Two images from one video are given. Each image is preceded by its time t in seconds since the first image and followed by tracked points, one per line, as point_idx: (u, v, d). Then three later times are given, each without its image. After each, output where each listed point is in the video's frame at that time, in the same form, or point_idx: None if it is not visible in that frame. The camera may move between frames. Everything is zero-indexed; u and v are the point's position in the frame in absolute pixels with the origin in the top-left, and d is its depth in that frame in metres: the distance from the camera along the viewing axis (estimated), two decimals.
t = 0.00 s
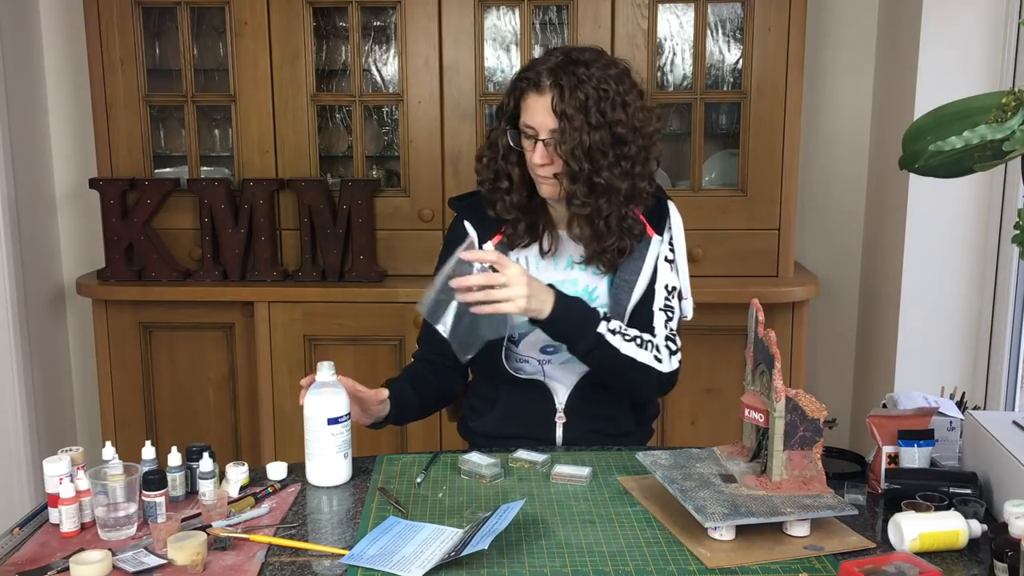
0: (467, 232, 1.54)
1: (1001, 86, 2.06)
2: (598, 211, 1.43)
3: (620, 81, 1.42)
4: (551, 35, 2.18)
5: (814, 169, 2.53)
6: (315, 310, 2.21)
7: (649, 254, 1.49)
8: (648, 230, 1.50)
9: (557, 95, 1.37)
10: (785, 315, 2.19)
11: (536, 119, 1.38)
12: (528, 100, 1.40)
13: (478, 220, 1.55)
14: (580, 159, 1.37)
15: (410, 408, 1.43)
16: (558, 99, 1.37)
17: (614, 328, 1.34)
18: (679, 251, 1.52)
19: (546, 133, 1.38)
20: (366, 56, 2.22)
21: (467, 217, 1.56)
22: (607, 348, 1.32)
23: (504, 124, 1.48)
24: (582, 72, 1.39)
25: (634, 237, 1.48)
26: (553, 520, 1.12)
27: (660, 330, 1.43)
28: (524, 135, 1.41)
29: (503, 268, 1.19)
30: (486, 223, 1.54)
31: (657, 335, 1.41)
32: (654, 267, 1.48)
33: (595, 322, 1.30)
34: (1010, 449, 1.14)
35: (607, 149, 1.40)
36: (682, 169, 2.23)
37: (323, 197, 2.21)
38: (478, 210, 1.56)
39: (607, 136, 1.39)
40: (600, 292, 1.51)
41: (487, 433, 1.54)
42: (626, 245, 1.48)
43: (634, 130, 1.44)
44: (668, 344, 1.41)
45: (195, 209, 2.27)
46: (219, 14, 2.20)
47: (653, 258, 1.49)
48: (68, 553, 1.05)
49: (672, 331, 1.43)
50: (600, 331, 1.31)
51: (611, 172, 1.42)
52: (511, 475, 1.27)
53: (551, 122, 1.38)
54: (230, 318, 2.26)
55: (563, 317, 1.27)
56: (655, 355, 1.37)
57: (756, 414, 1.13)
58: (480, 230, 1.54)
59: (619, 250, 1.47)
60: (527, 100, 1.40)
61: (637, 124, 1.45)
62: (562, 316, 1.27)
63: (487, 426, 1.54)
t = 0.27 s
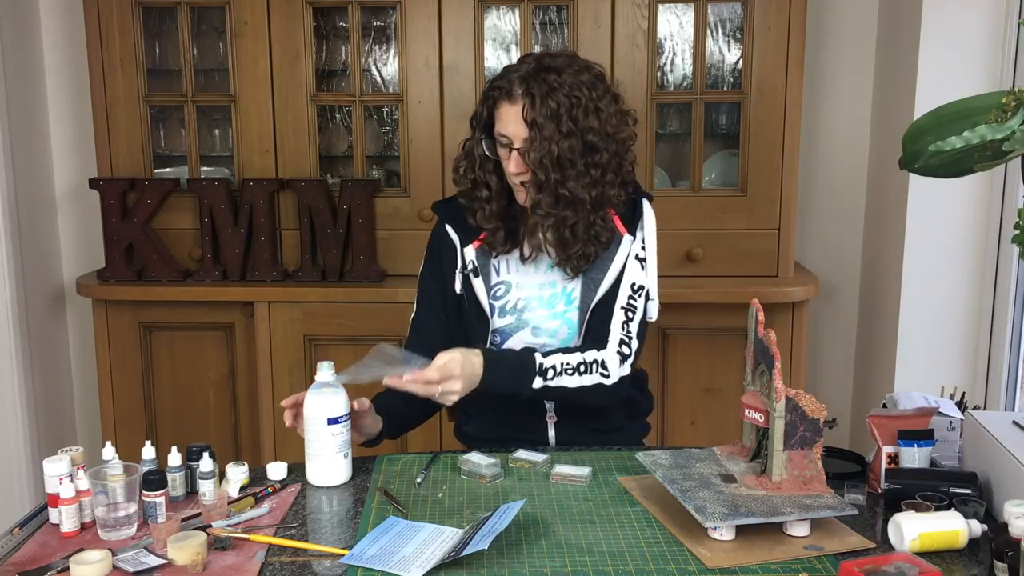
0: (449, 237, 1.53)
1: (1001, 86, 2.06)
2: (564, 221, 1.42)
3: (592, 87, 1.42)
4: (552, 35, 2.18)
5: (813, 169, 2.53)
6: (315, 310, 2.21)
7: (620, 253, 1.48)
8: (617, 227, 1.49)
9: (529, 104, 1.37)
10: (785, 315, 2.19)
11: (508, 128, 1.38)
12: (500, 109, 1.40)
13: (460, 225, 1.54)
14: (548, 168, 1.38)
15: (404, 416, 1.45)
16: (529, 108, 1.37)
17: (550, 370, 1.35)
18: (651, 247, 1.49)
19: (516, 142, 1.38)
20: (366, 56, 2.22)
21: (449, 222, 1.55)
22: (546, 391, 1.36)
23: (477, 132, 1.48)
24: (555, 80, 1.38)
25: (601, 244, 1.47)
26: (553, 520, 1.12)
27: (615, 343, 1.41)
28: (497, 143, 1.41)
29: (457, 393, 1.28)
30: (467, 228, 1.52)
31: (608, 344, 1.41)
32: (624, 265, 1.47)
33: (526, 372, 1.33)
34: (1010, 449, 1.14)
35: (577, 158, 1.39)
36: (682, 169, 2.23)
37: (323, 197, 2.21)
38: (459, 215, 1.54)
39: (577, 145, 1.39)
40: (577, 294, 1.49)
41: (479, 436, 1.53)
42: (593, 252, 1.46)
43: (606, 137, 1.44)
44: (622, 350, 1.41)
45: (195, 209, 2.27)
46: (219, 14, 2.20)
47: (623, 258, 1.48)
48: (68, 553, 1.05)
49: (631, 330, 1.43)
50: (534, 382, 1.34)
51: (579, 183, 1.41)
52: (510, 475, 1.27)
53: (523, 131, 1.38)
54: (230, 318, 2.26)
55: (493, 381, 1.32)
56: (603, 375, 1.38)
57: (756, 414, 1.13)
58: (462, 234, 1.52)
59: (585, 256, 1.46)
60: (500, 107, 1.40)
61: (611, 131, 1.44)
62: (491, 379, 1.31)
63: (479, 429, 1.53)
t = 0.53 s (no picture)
0: (438, 242, 1.55)
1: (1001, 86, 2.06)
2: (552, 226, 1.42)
3: (578, 91, 1.41)
4: (552, 35, 2.18)
5: (813, 169, 2.53)
6: (315, 310, 2.21)
7: (607, 254, 1.46)
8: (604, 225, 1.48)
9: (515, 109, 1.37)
10: (785, 315, 2.19)
11: (495, 133, 1.38)
12: (487, 114, 1.40)
13: (450, 230, 1.55)
14: (535, 173, 1.38)
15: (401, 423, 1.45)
16: (516, 112, 1.36)
17: (545, 386, 1.34)
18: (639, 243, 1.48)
19: (503, 147, 1.39)
20: (366, 56, 2.22)
21: (438, 227, 1.56)
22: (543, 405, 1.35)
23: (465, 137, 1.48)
24: (541, 85, 1.38)
25: (589, 249, 1.46)
26: (553, 520, 1.12)
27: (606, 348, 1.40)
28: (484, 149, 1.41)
29: (457, 424, 1.26)
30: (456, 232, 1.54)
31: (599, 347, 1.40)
32: (612, 265, 1.45)
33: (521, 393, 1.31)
34: (1010, 449, 1.14)
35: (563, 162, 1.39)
36: (683, 169, 2.23)
37: (323, 197, 2.21)
38: (447, 220, 1.55)
39: (564, 149, 1.39)
40: (567, 296, 1.48)
41: (478, 438, 1.53)
42: (581, 257, 1.45)
43: (594, 140, 1.44)
44: (612, 352, 1.40)
45: (195, 209, 2.27)
46: (219, 14, 2.20)
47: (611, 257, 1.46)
48: (68, 553, 1.05)
49: (620, 330, 1.41)
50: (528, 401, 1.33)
51: (566, 188, 1.41)
52: (511, 475, 1.27)
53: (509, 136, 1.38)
54: (230, 318, 2.26)
55: (489, 406, 1.29)
56: (596, 381, 1.38)
57: (756, 414, 1.13)
58: (451, 239, 1.53)
59: (573, 261, 1.45)
60: (487, 112, 1.40)
61: (598, 134, 1.44)
62: (486, 406, 1.29)
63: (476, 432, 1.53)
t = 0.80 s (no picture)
0: (433, 244, 1.54)
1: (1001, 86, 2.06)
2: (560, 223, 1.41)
3: (590, 89, 1.42)
4: (552, 35, 2.18)
5: (813, 169, 2.53)
6: (315, 310, 2.21)
7: (604, 253, 1.47)
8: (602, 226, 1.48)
9: (534, 102, 1.36)
10: (785, 315, 2.19)
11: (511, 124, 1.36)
12: (502, 106, 1.38)
13: (444, 230, 1.54)
14: (551, 168, 1.36)
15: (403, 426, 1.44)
16: (535, 106, 1.35)
17: (555, 371, 1.34)
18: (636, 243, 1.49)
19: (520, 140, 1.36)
20: (366, 56, 2.22)
21: (432, 229, 1.55)
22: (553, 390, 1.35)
23: (473, 130, 1.45)
24: (559, 80, 1.38)
25: (591, 248, 1.46)
26: (553, 520, 1.12)
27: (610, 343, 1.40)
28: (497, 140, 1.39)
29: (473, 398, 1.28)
30: (451, 234, 1.53)
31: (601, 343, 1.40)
32: (608, 263, 1.46)
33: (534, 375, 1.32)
34: (1010, 449, 1.14)
35: (577, 158, 1.39)
36: (683, 169, 2.23)
37: (323, 197, 2.21)
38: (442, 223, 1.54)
39: (578, 146, 1.39)
40: (565, 295, 1.48)
41: (477, 439, 1.53)
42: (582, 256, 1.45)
43: (603, 140, 1.44)
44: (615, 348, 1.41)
45: (195, 209, 2.27)
46: (219, 14, 2.20)
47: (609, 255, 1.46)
48: (68, 553, 1.05)
49: (621, 328, 1.42)
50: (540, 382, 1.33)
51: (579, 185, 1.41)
52: (511, 475, 1.27)
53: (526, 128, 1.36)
54: (230, 318, 2.26)
55: (502, 385, 1.30)
56: (602, 375, 1.38)
57: (756, 414, 1.13)
58: (446, 241, 1.52)
59: (575, 259, 1.45)
60: (501, 104, 1.38)
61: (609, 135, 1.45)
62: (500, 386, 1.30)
63: (475, 433, 1.53)
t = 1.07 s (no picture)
0: (430, 245, 1.52)
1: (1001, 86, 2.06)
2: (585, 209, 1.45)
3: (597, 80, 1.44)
4: (552, 35, 2.18)
5: (813, 169, 2.53)
6: (315, 310, 2.21)
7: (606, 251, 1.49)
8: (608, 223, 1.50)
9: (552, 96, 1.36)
10: (786, 315, 2.19)
11: (532, 119, 1.36)
12: (517, 102, 1.37)
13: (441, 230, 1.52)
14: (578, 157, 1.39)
15: (404, 429, 1.43)
16: (556, 99, 1.36)
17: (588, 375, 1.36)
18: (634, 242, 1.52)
19: (545, 134, 1.37)
20: (366, 56, 2.21)
21: (428, 229, 1.53)
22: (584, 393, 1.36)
23: (485, 130, 1.41)
24: (572, 72, 1.39)
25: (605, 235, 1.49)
26: (553, 520, 1.12)
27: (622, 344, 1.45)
28: (517, 137, 1.38)
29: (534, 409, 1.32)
30: (448, 234, 1.51)
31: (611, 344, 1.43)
32: (610, 263, 1.49)
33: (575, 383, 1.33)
34: (1010, 449, 1.14)
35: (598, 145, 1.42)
36: (683, 169, 2.23)
37: (323, 197, 2.21)
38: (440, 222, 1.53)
39: (596, 133, 1.42)
40: (563, 297, 1.48)
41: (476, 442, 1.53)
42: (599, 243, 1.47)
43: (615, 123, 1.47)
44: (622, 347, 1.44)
45: (195, 209, 2.27)
46: (219, 14, 2.20)
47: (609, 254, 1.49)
48: (68, 553, 1.05)
49: (625, 328, 1.46)
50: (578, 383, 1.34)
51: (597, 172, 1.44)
52: (511, 475, 1.27)
53: (546, 122, 1.37)
54: (230, 318, 2.26)
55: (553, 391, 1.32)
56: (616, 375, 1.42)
57: (756, 414, 1.13)
58: (444, 241, 1.50)
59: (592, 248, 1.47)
60: (517, 100, 1.37)
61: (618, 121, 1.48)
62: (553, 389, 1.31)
63: (474, 435, 1.53)
